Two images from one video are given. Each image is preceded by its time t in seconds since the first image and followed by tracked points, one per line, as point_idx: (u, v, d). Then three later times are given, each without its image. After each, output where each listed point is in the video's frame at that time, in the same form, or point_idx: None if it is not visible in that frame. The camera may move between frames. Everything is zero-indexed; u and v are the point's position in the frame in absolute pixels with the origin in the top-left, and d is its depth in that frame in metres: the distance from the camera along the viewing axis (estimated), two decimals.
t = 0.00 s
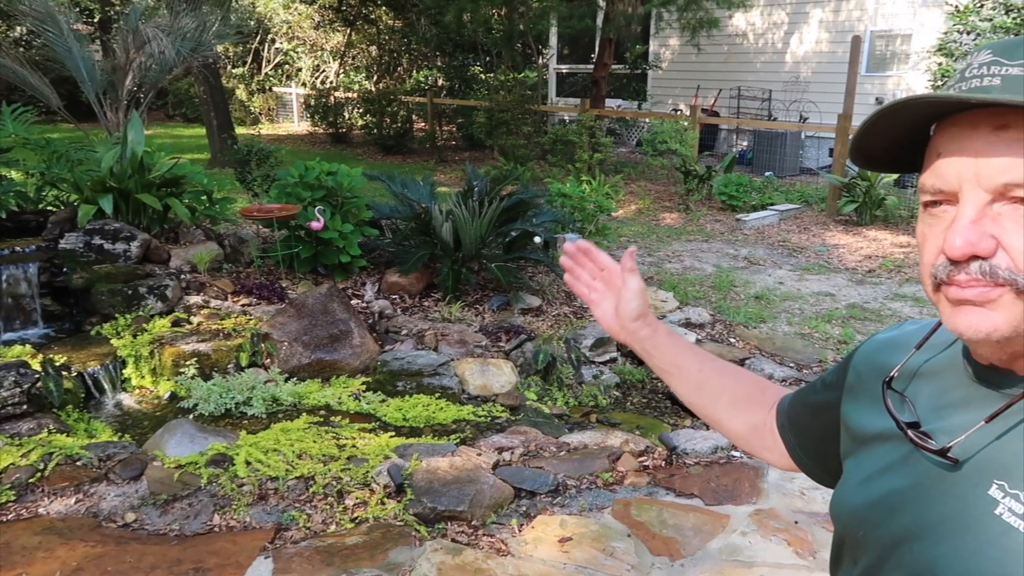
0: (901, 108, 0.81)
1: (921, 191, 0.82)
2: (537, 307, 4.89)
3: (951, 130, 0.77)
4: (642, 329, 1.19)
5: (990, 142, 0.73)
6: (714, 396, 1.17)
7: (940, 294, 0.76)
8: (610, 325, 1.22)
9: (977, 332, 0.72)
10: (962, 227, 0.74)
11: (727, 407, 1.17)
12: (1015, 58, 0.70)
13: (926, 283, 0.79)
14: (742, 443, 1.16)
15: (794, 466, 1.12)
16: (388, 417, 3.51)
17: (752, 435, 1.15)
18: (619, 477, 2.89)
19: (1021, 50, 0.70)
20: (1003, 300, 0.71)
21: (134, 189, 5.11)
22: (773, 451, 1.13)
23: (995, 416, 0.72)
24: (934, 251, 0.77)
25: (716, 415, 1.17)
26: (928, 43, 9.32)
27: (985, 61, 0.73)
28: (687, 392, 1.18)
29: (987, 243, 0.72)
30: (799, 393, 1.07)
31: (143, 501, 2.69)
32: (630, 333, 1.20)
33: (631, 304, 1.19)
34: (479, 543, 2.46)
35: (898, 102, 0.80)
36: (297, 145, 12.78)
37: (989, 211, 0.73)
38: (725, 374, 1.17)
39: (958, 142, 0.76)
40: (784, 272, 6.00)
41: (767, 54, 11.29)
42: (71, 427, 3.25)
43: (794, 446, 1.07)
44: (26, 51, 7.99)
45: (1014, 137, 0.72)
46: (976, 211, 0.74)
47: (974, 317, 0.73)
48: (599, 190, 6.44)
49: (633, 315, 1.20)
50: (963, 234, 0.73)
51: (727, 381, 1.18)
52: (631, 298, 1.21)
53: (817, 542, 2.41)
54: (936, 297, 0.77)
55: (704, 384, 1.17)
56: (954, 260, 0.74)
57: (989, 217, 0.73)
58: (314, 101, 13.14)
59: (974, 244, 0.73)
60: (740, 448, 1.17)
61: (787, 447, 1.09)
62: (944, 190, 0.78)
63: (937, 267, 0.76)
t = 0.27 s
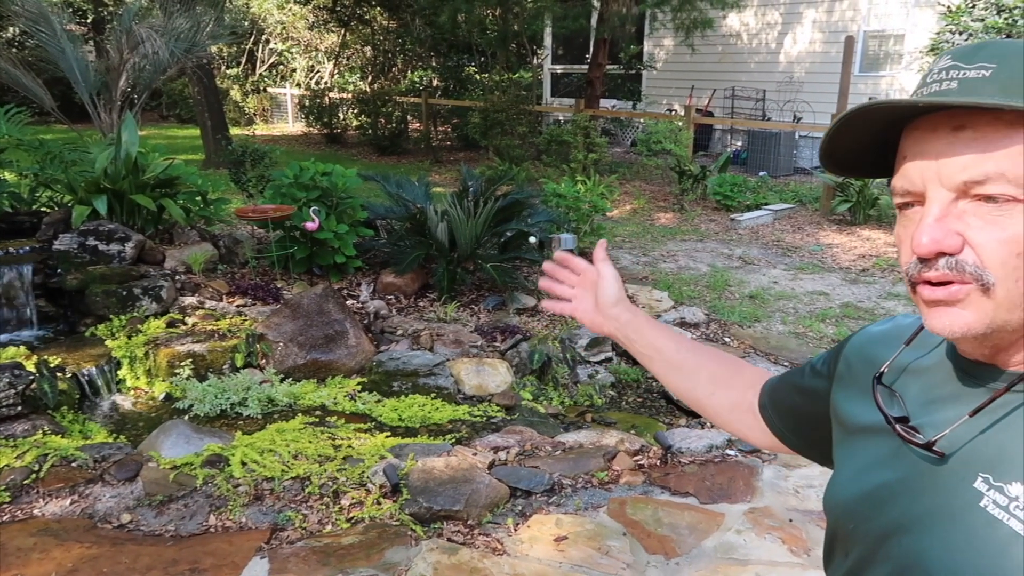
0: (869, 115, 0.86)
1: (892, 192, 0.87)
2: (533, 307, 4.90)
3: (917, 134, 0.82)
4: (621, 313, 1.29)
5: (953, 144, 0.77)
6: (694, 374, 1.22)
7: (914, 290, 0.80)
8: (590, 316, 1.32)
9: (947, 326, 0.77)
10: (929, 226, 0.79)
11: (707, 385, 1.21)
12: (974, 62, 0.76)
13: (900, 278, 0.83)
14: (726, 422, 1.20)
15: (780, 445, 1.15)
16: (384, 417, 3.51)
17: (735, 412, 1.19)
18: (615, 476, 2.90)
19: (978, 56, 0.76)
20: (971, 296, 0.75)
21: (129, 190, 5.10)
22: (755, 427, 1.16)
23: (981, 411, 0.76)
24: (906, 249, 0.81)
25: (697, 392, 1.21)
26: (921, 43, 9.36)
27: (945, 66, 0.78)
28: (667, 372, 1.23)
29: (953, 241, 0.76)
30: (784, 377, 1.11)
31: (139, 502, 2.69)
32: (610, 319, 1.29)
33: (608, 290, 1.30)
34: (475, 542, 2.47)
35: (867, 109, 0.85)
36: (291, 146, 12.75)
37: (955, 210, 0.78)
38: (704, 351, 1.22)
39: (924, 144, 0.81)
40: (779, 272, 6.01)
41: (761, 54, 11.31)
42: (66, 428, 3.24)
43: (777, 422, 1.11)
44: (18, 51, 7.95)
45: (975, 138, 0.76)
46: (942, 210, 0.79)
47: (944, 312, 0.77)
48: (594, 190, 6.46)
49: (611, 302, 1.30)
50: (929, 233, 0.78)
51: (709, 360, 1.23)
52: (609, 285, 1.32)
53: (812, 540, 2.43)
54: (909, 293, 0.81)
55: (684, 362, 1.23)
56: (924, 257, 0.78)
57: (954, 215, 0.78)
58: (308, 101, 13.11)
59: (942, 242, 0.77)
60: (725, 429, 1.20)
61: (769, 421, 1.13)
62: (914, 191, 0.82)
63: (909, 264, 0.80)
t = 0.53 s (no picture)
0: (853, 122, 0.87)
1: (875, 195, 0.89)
2: (528, 307, 4.91)
3: (896, 139, 0.84)
4: (616, 327, 1.33)
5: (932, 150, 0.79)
6: (690, 385, 1.25)
7: (894, 292, 0.82)
8: (587, 333, 1.36)
9: (927, 325, 0.79)
10: (908, 230, 0.81)
11: (703, 396, 1.24)
12: (955, 66, 0.77)
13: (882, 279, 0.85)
14: (724, 430, 1.22)
15: (777, 450, 1.17)
16: (380, 417, 3.52)
17: (732, 420, 1.21)
18: (610, 475, 2.92)
19: (958, 61, 0.77)
20: (950, 296, 0.77)
21: (124, 191, 5.11)
22: (753, 434, 1.19)
23: (959, 404, 0.78)
24: (886, 252, 0.84)
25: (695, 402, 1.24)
26: (914, 43, 9.41)
27: (926, 71, 0.80)
28: (663, 384, 1.27)
29: (932, 245, 0.79)
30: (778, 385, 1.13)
31: (136, 502, 2.69)
32: (606, 335, 1.34)
33: (602, 306, 1.34)
34: (471, 541, 2.48)
35: (851, 115, 0.86)
36: (286, 147, 12.75)
37: (932, 213, 0.80)
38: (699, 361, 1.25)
39: (905, 149, 0.82)
40: (773, 271, 6.04)
41: (755, 54, 11.35)
42: (62, 429, 3.24)
43: (776, 431, 1.13)
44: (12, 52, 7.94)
45: (954, 144, 0.78)
46: (921, 214, 0.81)
47: (925, 313, 0.79)
48: (589, 191, 6.47)
49: (606, 318, 1.34)
50: (909, 237, 0.80)
51: (705, 370, 1.26)
52: (603, 301, 1.35)
53: (806, 537, 2.44)
54: (890, 294, 0.83)
55: (677, 373, 1.26)
56: (903, 261, 0.80)
57: (933, 219, 0.80)
58: (303, 102, 13.11)
59: (919, 246, 0.79)
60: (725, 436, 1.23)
61: (766, 428, 1.15)
62: (893, 195, 0.84)
63: (889, 267, 0.82)
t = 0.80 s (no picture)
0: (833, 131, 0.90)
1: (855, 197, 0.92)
2: (524, 310, 4.93)
3: (873, 145, 0.86)
4: (613, 327, 1.35)
5: (906, 157, 0.81)
6: (687, 381, 1.27)
7: (870, 295, 0.85)
8: (586, 334, 1.38)
9: (902, 326, 0.82)
10: (882, 235, 0.84)
11: (700, 392, 1.25)
12: (928, 75, 0.80)
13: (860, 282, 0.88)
14: (722, 426, 1.24)
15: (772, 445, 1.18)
16: (377, 419, 3.53)
17: (729, 416, 1.23)
18: (606, 477, 2.93)
19: (933, 69, 0.80)
20: (924, 299, 0.80)
21: (121, 195, 5.11)
22: (748, 429, 1.20)
23: (937, 399, 0.80)
24: (862, 256, 0.87)
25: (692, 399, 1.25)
26: (908, 47, 9.47)
27: (902, 79, 0.82)
28: (661, 381, 1.28)
29: (904, 249, 0.82)
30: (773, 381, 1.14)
31: (133, 504, 2.70)
32: (603, 335, 1.36)
33: (599, 307, 1.36)
34: (468, 543, 2.49)
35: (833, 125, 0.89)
36: (283, 150, 12.75)
37: (906, 218, 0.83)
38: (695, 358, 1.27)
39: (879, 157, 0.85)
40: (769, 274, 6.06)
41: (750, 58, 11.41)
42: (59, 432, 3.24)
43: (771, 427, 1.14)
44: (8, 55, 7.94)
45: (924, 153, 0.80)
46: (896, 219, 0.83)
47: (898, 314, 0.82)
48: (585, 194, 6.49)
49: (603, 318, 1.36)
50: (884, 241, 0.83)
51: (701, 368, 1.28)
52: (600, 303, 1.38)
53: (801, 538, 2.46)
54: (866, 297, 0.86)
55: (676, 371, 1.28)
56: (878, 265, 0.83)
57: (905, 224, 0.83)
58: (299, 106, 13.12)
59: (893, 250, 0.82)
60: (721, 432, 1.25)
61: (761, 423, 1.16)
62: (869, 200, 0.87)
63: (865, 270, 0.85)
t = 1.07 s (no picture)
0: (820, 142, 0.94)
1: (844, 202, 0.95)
2: (522, 311, 4.94)
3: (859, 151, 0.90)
4: (609, 334, 1.36)
5: (887, 167, 0.85)
6: (683, 385, 1.28)
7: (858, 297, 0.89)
8: (583, 342, 1.40)
9: (889, 327, 0.86)
10: (867, 240, 0.88)
11: (698, 395, 1.27)
12: (911, 81, 0.83)
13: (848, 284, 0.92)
14: (720, 428, 1.25)
15: (770, 443, 1.20)
16: (376, 420, 3.53)
17: (726, 417, 1.24)
18: (605, 476, 2.95)
19: (916, 75, 0.83)
20: (910, 302, 0.84)
21: (119, 196, 5.12)
22: (745, 430, 1.22)
23: (924, 396, 0.84)
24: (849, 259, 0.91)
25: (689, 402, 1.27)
26: (903, 49, 9.51)
27: (885, 85, 0.86)
28: (659, 386, 1.30)
29: (888, 253, 0.86)
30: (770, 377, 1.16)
31: (133, 505, 2.70)
32: (601, 342, 1.37)
33: (594, 315, 1.38)
34: (467, 542, 2.50)
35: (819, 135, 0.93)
36: (280, 152, 12.75)
37: (890, 224, 0.87)
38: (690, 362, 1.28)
39: (863, 163, 0.88)
40: (765, 275, 6.08)
41: (747, 60, 11.44)
42: (58, 433, 3.24)
43: (767, 428, 1.16)
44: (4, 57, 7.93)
45: (906, 160, 0.84)
46: (879, 225, 0.87)
47: (883, 315, 0.87)
48: (582, 195, 6.50)
49: (599, 325, 1.37)
50: (869, 245, 0.87)
51: (697, 371, 1.29)
52: (596, 310, 1.39)
53: (798, 536, 2.47)
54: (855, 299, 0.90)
55: (673, 376, 1.29)
56: (864, 269, 0.87)
57: (888, 229, 0.87)
58: (296, 107, 13.11)
59: (876, 255, 0.86)
60: (720, 434, 1.26)
61: (758, 423, 1.17)
62: (855, 206, 0.91)
63: (852, 273, 0.90)
